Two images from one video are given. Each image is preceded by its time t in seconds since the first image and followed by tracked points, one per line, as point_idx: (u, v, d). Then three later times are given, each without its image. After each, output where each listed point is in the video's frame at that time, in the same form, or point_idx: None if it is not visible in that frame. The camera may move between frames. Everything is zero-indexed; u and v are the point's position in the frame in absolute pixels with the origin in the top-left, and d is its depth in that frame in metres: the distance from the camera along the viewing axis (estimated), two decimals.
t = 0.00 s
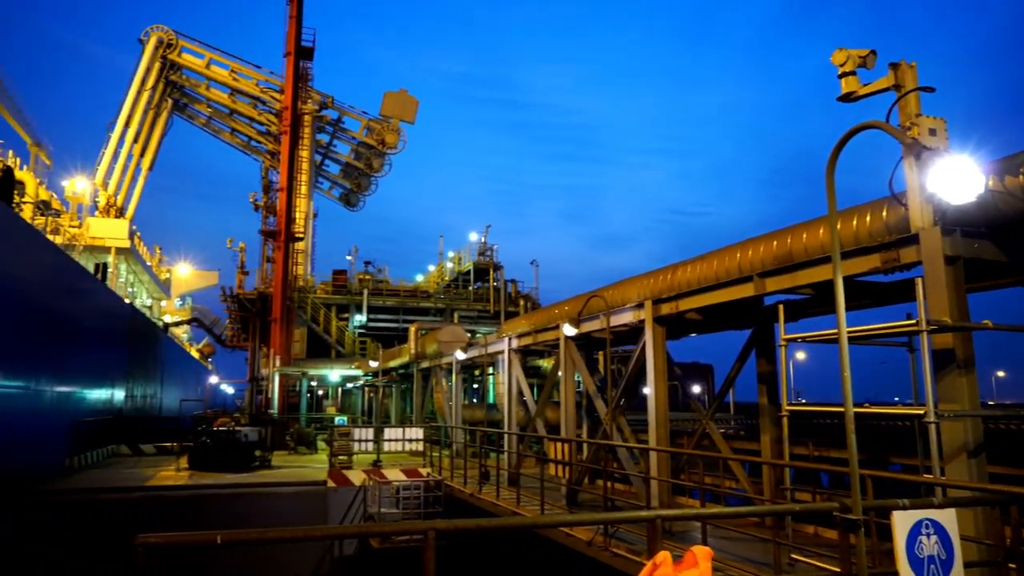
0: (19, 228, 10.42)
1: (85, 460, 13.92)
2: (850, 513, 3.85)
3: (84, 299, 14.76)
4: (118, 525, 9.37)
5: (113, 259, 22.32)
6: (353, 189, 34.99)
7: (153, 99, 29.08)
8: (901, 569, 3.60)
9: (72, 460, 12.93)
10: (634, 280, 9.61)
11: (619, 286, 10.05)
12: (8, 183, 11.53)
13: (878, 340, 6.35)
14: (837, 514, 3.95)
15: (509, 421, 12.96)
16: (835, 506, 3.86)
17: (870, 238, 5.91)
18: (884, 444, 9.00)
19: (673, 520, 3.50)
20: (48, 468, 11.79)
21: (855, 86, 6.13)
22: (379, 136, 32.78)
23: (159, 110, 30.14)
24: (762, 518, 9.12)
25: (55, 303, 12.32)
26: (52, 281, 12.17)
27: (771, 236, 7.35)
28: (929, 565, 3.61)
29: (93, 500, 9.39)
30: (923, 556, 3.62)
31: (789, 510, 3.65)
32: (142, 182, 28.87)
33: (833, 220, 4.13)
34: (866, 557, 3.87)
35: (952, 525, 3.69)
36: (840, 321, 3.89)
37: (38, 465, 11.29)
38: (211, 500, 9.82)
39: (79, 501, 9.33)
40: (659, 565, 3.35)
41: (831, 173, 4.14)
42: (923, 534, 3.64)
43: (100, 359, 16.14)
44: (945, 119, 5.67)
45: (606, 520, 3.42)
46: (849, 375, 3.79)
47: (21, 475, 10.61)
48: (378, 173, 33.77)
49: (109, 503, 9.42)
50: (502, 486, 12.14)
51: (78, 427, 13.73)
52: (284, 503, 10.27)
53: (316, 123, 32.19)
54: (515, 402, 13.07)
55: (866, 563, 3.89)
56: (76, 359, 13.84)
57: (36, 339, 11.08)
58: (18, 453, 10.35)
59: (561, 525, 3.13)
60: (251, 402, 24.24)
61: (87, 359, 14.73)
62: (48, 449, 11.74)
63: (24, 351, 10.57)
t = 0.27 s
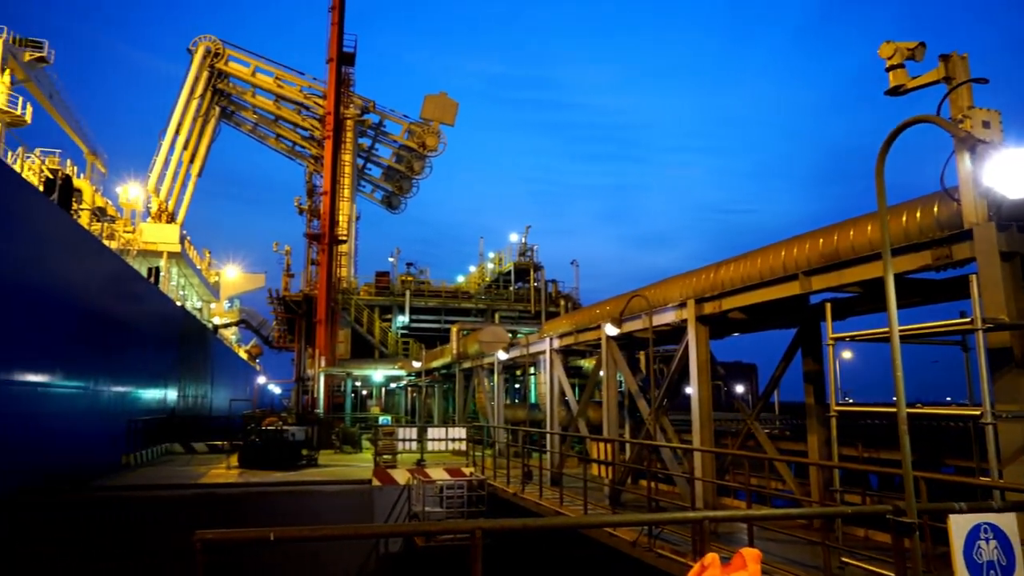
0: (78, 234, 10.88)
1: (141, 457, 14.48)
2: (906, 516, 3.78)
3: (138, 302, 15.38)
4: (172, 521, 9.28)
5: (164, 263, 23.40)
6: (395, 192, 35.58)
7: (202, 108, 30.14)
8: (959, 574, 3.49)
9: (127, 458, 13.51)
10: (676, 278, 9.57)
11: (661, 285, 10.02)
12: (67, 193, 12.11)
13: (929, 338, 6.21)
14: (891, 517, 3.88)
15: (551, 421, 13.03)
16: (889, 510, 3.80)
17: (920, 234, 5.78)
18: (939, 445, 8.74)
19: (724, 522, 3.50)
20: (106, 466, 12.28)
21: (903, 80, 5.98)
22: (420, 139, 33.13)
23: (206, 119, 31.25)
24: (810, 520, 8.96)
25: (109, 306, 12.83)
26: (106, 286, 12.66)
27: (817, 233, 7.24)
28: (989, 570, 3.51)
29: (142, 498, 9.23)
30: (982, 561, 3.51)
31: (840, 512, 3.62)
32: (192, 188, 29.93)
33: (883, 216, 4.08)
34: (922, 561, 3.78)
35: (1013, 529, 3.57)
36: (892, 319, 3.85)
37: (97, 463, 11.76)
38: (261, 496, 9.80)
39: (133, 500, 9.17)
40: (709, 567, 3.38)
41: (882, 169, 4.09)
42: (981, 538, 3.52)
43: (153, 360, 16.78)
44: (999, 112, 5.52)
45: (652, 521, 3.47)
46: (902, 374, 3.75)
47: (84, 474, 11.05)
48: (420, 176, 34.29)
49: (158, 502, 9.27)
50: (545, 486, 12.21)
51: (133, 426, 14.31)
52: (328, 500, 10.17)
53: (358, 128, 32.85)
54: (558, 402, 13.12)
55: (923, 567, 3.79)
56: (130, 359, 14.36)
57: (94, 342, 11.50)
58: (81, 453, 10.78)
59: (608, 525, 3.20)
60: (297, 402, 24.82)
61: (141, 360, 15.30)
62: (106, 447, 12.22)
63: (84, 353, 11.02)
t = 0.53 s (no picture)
0: (125, 239, 11.26)
1: (189, 456, 15.00)
2: (957, 520, 3.69)
3: (183, 304, 15.90)
4: (219, 522, 9.48)
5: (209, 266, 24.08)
6: (431, 194, 36.01)
7: (242, 115, 30.91)
8: None
9: (174, 455, 14.09)
10: (714, 278, 9.49)
11: (699, 284, 9.94)
12: (115, 200, 12.57)
13: (981, 336, 6.04)
14: (941, 520, 3.80)
15: (589, 421, 13.03)
16: (940, 513, 3.72)
17: (969, 231, 5.63)
18: (991, 447, 8.48)
19: (767, 524, 3.49)
20: (156, 464, 12.72)
21: (948, 73, 5.81)
22: (456, 141, 33.33)
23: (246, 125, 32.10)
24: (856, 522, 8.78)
25: (155, 308, 13.25)
26: (152, 289, 13.08)
27: (860, 230, 7.10)
28: None
29: (188, 497, 9.45)
30: None
31: (887, 516, 3.57)
32: (234, 193, 30.76)
33: (929, 212, 4.01)
34: (975, 566, 3.69)
35: None
36: (939, 318, 3.78)
37: (145, 461, 12.18)
38: (302, 497, 9.92)
39: (182, 498, 9.42)
40: (752, 569, 3.38)
41: (928, 164, 4.01)
42: None
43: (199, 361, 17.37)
44: None
45: (692, 523, 3.47)
46: (951, 374, 3.68)
47: (133, 473, 11.44)
48: (456, 178, 34.65)
49: (206, 500, 9.50)
50: (584, 486, 12.21)
51: (181, 426, 14.83)
52: (367, 499, 10.20)
53: (395, 131, 33.36)
54: (595, 402, 13.11)
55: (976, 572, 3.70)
56: (177, 361, 14.88)
57: (140, 343, 11.87)
58: (130, 451, 11.17)
59: (650, 525, 3.23)
60: (338, 402, 25.30)
61: (187, 362, 15.84)
62: (154, 445, 12.67)
63: (131, 354, 11.44)
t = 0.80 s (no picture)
0: (163, 243, 11.64)
1: (226, 455, 15.39)
2: (1001, 523, 3.61)
3: (218, 305, 16.35)
4: (257, 522, 9.65)
5: (244, 268, 24.60)
6: (461, 195, 36.27)
7: (275, 119, 31.53)
8: None
9: (211, 455, 14.48)
10: (747, 276, 9.39)
11: (732, 283, 9.85)
12: (154, 204, 12.98)
13: None
14: (985, 523, 3.72)
15: (621, 421, 12.99)
16: (983, 515, 3.65)
17: (1011, 227, 5.49)
18: None
19: (804, 526, 3.47)
20: (194, 462, 13.08)
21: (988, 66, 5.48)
22: (485, 142, 33.43)
23: (279, 129, 32.73)
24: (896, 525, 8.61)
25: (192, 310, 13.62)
26: (188, 291, 13.48)
27: (896, 227, 6.97)
28: None
29: (228, 494, 9.70)
30: None
31: (927, 518, 3.51)
32: (267, 196, 31.39)
33: (970, 208, 3.93)
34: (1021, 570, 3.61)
35: None
36: (981, 316, 3.71)
37: (184, 460, 12.53)
38: (334, 496, 10.05)
39: (222, 495, 9.68)
40: (789, 572, 3.38)
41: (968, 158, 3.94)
42: None
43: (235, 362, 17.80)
44: None
45: (726, 524, 3.47)
46: (994, 374, 3.61)
47: (173, 472, 11.77)
48: (485, 179, 34.83)
49: (245, 498, 9.75)
50: (615, 487, 12.19)
51: (218, 426, 15.22)
52: (398, 498, 10.31)
53: (424, 133, 33.69)
54: (627, 403, 13.07)
55: None
56: (213, 363, 15.27)
57: (178, 345, 12.21)
58: (169, 450, 11.51)
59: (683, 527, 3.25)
60: (370, 402, 25.62)
61: (223, 362, 16.24)
62: (193, 444, 13.03)
63: (170, 355, 11.80)
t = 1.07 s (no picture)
0: (204, 248, 12.02)
1: (266, 454, 15.76)
2: None
3: (257, 307, 16.78)
4: (297, 520, 9.85)
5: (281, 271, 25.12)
6: (494, 196, 36.42)
7: (310, 123, 32.14)
8: None
9: (252, 454, 14.86)
10: (785, 275, 9.25)
11: (769, 281, 9.71)
12: (195, 209, 13.39)
13: None
14: None
15: (656, 421, 12.89)
16: None
17: None
18: None
19: (846, 528, 3.42)
20: (236, 461, 13.44)
21: None
22: (518, 143, 33.54)
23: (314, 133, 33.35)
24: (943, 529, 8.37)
25: (231, 312, 14.01)
26: (228, 294, 13.88)
27: (940, 223, 6.79)
28: None
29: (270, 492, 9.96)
30: None
31: (974, 521, 3.43)
32: (304, 200, 32.02)
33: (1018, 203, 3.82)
34: None
35: None
36: None
37: (226, 458, 12.88)
38: (370, 496, 10.20)
39: (265, 493, 9.94)
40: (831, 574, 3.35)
41: (1015, 152, 3.83)
42: None
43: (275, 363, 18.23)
44: None
45: (763, 526, 3.45)
46: None
47: (216, 470, 12.10)
48: (518, 180, 34.91)
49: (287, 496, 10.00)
50: (651, 487, 12.11)
51: (258, 425, 15.60)
52: (433, 498, 10.38)
53: (457, 135, 33.96)
54: (662, 403, 12.97)
55: None
56: (253, 364, 15.66)
57: (218, 346, 12.57)
58: (211, 448, 11.86)
59: (723, 529, 3.23)
60: (406, 402, 25.92)
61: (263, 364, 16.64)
62: (234, 443, 13.39)
63: (212, 356, 12.17)
